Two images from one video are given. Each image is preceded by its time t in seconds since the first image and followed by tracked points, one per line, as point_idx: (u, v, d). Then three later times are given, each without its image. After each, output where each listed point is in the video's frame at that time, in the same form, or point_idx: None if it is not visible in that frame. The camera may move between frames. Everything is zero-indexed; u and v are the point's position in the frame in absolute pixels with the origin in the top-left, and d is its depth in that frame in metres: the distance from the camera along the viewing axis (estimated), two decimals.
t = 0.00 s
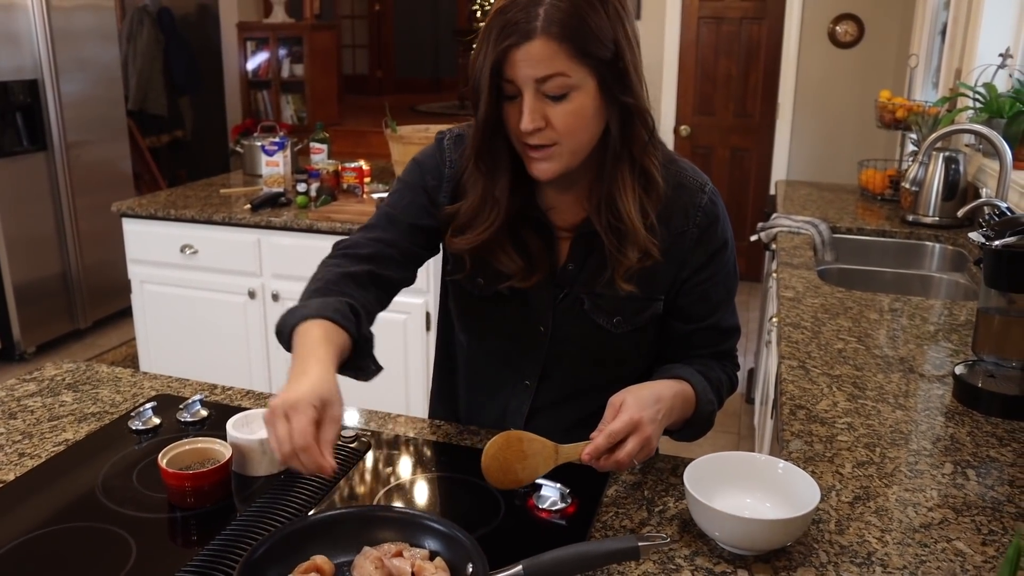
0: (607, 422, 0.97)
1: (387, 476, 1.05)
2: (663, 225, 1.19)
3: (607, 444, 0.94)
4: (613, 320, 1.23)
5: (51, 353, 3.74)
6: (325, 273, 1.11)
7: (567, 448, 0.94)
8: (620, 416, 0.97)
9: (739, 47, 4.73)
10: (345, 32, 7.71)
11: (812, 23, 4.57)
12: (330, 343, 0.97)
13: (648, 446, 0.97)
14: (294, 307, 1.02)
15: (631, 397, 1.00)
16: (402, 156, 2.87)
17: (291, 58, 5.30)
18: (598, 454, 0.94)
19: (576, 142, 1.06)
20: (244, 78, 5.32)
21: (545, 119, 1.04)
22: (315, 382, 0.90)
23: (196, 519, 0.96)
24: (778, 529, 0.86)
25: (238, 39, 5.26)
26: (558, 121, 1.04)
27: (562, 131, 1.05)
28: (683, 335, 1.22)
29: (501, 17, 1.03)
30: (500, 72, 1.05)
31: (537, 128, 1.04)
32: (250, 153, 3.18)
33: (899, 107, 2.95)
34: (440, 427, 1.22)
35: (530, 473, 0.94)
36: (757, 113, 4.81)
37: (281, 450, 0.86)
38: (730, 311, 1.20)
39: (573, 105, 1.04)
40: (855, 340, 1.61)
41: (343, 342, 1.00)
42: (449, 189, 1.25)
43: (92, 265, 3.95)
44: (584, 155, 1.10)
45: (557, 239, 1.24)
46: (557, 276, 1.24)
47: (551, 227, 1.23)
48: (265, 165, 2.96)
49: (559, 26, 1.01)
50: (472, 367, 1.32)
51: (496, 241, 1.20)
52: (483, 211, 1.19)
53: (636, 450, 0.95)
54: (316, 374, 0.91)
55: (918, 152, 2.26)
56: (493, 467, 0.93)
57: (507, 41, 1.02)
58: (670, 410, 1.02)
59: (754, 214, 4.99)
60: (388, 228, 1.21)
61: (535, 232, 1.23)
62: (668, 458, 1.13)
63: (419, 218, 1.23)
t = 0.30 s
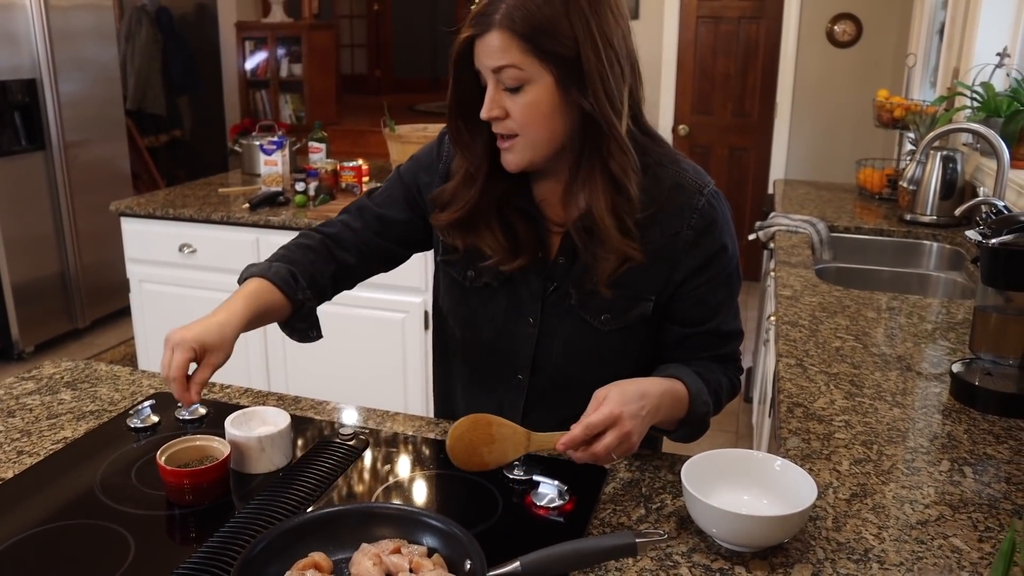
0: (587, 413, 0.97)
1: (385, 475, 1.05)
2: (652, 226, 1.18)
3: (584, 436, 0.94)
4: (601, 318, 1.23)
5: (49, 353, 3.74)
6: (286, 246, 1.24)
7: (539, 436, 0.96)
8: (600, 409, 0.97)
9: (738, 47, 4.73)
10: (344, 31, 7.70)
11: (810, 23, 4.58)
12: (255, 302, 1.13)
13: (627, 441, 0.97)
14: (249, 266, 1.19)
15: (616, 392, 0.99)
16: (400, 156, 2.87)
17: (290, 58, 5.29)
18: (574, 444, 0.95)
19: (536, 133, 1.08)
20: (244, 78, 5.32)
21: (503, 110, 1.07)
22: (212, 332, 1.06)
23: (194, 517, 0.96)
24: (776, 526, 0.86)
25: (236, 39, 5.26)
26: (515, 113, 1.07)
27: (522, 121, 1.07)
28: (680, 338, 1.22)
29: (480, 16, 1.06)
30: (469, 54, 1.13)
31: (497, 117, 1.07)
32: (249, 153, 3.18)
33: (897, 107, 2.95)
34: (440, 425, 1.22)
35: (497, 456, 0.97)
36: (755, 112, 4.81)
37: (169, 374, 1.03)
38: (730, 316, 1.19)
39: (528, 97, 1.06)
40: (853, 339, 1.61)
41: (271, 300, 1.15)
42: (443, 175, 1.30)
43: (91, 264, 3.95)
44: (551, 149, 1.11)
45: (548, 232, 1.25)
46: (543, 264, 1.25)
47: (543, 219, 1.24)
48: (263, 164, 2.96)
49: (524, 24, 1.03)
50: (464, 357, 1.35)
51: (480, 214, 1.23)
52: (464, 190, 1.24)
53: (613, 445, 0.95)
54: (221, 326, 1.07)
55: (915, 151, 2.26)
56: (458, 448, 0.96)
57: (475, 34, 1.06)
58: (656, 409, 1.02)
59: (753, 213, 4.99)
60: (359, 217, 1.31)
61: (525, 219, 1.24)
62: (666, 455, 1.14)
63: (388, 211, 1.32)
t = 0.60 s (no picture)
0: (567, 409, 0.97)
1: (385, 474, 1.05)
2: (636, 216, 1.18)
3: (561, 429, 0.95)
4: (584, 309, 1.23)
5: (48, 352, 3.74)
6: (301, 265, 1.25)
7: (511, 426, 0.97)
8: (579, 404, 0.96)
9: (737, 46, 4.73)
10: (343, 31, 7.70)
11: (809, 22, 4.58)
12: (260, 340, 1.14)
13: (607, 436, 0.97)
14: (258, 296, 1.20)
15: (597, 386, 0.98)
16: (400, 155, 2.87)
17: (289, 58, 5.29)
18: (551, 436, 0.95)
19: (522, 126, 1.10)
20: (242, 77, 5.32)
21: (493, 102, 1.09)
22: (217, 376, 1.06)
23: (195, 515, 0.96)
24: (777, 523, 0.86)
25: (235, 38, 5.26)
26: (504, 105, 1.09)
27: (507, 115, 1.09)
28: (674, 336, 1.20)
29: (473, 11, 1.08)
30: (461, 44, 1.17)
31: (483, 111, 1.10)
32: (248, 152, 3.18)
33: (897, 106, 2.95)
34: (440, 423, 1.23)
35: (465, 445, 0.98)
36: (754, 112, 4.81)
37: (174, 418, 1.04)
38: (728, 312, 1.16)
39: (515, 90, 1.07)
40: (853, 337, 1.61)
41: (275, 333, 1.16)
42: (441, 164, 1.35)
43: (90, 264, 3.95)
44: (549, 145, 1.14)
45: (535, 220, 1.26)
46: (530, 253, 1.26)
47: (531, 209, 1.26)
48: (262, 163, 2.95)
49: (514, 21, 1.05)
50: (463, 349, 1.38)
51: (473, 199, 1.27)
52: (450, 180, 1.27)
53: (592, 438, 0.96)
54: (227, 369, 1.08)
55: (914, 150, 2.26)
56: (427, 435, 0.99)
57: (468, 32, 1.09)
58: (641, 404, 1.01)
59: (753, 213, 4.99)
60: (375, 220, 1.33)
61: (514, 206, 1.26)
62: (667, 453, 1.14)
63: (405, 209, 1.32)
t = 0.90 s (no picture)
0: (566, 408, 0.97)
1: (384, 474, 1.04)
2: (640, 216, 1.18)
3: (560, 429, 0.95)
4: (585, 307, 1.23)
5: (46, 352, 3.73)
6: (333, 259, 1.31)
7: (510, 425, 0.97)
8: (579, 403, 0.97)
9: (736, 46, 4.73)
10: (341, 31, 7.69)
11: (808, 22, 4.59)
12: (313, 323, 1.19)
13: (605, 437, 0.97)
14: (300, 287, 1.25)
15: (598, 386, 0.99)
16: (399, 154, 2.87)
17: (287, 57, 5.29)
18: (549, 436, 0.95)
19: (532, 128, 1.11)
20: (241, 76, 5.31)
21: (502, 104, 1.10)
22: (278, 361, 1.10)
23: (196, 515, 0.96)
24: (778, 523, 0.86)
25: (234, 38, 5.26)
26: (513, 106, 1.09)
27: (516, 116, 1.10)
28: (675, 338, 1.19)
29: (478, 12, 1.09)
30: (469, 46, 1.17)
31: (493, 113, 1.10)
32: (247, 152, 3.17)
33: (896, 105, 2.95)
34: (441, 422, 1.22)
35: (463, 442, 0.98)
36: (753, 111, 4.81)
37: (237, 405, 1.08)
38: (731, 316, 1.15)
39: (524, 91, 1.08)
40: (854, 336, 1.61)
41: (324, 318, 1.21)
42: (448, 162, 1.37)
43: (88, 264, 3.95)
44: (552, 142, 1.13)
45: (540, 218, 1.26)
46: (533, 249, 1.27)
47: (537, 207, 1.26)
48: (262, 163, 2.95)
49: (520, 22, 1.05)
50: (469, 345, 1.39)
51: (479, 195, 1.28)
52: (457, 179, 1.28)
53: (590, 438, 0.96)
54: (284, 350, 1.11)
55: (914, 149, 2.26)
56: (423, 431, 0.98)
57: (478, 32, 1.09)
58: (642, 406, 1.01)
59: (752, 213, 4.99)
60: (391, 221, 1.36)
61: (520, 205, 1.27)
62: (668, 453, 1.14)
63: (416, 207, 1.35)
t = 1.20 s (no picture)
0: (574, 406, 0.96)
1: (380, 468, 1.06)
2: (647, 214, 1.18)
3: (570, 426, 0.94)
4: (591, 305, 1.23)
5: (45, 352, 3.72)
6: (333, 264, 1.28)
7: (522, 423, 0.96)
8: (588, 401, 0.96)
9: (735, 46, 4.73)
10: (340, 30, 7.68)
11: (807, 22, 4.58)
12: (317, 337, 1.16)
13: (615, 434, 0.97)
14: (297, 299, 1.22)
15: (605, 383, 0.98)
16: (398, 154, 2.86)
17: (286, 57, 5.29)
18: (560, 434, 0.95)
19: (562, 125, 1.09)
20: (239, 76, 5.30)
21: (530, 102, 1.08)
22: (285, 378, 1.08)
23: (196, 516, 0.96)
24: (780, 523, 0.86)
25: (233, 37, 5.25)
26: (543, 103, 1.07)
27: (547, 112, 1.08)
28: (679, 335, 1.19)
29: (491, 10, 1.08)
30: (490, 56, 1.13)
31: (522, 110, 1.08)
32: (246, 151, 3.16)
33: (896, 105, 2.95)
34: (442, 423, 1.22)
35: (474, 439, 0.97)
36: (753, 111, 4.81)
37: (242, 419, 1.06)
38: (734, 315, 1.15)
39: (557, 86, 1.07)
40: (854, 336, 1.61)
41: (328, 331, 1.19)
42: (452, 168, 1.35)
43: (87, 264, 3.94)
44: (573, 137, 1.12)
45: (546, 217, 1.27)
46: (539, 249, 1.27)
47: (544, 206, 1.27)
48: (261, 162, 2.94)
49: (521, 19, 1.05)
50: (470, 343, 1.39)
51: (485, 207, 1.26)
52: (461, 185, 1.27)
53: (601, 436, 0.95)
54: (291, 366, 1.10)
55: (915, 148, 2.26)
56: (437, 429, 0.97)
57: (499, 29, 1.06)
58: (649, 403, 1.01)
59: (751, 212, 4.99)
60: (392, 221, 1.34)
61: (526, 210, 1.27)
62: (669, 453, 1.13)
63: (419, 207, 1.34)
